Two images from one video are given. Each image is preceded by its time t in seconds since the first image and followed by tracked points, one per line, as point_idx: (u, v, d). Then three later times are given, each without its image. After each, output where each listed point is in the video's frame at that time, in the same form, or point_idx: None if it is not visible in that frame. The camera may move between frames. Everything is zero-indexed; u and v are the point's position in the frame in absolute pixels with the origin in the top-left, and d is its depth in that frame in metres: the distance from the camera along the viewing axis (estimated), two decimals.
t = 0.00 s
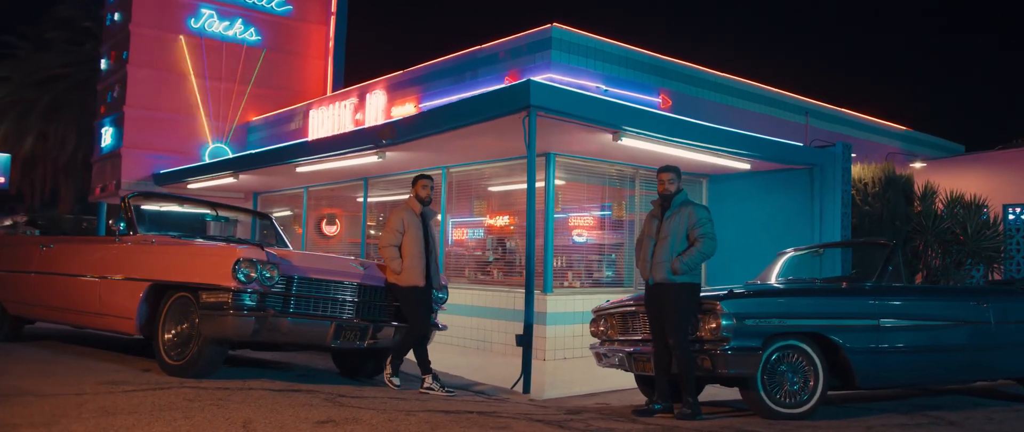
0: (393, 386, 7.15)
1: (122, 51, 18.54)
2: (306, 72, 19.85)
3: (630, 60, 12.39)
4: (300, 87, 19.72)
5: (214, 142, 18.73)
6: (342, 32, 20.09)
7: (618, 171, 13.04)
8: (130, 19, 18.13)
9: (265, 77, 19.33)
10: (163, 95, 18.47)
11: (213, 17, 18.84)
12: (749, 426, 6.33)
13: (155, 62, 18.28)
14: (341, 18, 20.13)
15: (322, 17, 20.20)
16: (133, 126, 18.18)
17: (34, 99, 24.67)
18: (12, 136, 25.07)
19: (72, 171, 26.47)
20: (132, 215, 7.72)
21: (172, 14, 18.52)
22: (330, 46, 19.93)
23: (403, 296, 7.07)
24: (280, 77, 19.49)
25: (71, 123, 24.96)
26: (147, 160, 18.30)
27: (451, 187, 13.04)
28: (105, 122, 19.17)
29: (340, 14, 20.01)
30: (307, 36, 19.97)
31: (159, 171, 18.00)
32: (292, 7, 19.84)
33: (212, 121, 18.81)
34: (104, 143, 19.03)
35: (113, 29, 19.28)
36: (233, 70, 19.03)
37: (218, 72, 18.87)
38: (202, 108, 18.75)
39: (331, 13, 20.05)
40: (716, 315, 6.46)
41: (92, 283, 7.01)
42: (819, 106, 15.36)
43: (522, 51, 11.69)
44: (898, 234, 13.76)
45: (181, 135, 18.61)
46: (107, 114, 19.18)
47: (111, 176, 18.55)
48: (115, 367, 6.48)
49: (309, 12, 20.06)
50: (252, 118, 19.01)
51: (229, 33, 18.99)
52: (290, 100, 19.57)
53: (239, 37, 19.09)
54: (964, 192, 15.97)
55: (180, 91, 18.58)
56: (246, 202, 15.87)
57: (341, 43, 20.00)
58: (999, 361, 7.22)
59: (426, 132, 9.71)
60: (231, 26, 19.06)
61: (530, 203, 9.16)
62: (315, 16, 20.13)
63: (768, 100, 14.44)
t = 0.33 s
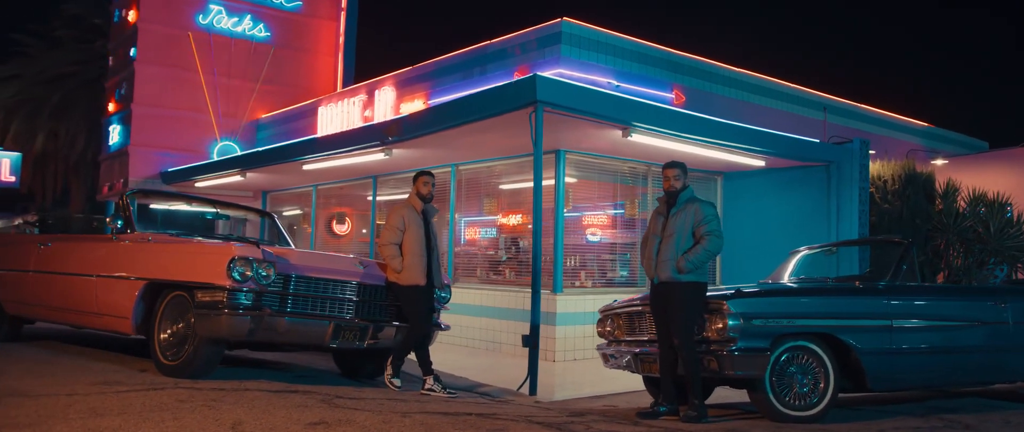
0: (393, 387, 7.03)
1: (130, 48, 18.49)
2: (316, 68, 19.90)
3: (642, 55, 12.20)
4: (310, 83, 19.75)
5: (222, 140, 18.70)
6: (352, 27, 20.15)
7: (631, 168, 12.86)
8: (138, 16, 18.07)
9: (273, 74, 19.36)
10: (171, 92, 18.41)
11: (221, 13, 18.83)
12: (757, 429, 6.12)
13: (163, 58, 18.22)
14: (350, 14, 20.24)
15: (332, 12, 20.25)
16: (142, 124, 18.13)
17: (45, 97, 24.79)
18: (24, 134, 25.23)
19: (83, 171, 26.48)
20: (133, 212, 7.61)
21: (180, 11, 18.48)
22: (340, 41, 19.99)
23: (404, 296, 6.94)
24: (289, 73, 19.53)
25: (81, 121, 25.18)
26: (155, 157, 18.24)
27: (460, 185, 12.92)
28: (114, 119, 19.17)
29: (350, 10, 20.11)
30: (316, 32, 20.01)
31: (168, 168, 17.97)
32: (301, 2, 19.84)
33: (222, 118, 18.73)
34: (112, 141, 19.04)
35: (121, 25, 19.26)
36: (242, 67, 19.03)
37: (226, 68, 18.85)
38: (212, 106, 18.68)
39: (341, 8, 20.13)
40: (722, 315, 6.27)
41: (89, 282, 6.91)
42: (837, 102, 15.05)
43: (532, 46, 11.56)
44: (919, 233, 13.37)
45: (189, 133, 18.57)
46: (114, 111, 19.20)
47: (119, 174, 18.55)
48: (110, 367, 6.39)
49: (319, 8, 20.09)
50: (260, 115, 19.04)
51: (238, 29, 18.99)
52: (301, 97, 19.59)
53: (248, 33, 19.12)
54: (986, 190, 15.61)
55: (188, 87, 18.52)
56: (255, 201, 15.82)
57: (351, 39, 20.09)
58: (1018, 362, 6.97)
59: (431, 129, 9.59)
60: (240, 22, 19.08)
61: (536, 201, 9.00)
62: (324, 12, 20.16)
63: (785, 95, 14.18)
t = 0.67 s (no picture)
0: (399, 388, 6.94)
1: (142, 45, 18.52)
2: (331, 66, 19.94)
3: (659, 50, 12.01)
4: (324, 81, 19.77)
5: (236, 138, 18.71)
6: (367, 24, 20.12)
7: (648, 166, 12.68)
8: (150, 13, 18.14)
9: (287, 71, 19.34)
10: (183, 90, 18.47)
11: (234, 11, 18.88)
12: None
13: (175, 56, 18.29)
14: (365, 11, 20.22)
15: (346, 9, 20.22)
16: (154, 122, 18.19)
17: (60, 96, 24.81)
18: (39, 133, 25.34)
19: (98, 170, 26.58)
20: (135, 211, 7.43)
21: (192, 8, 18.55)
22: (354, 38, 19.99)
23: (410, 296, 6.83)
24: (303, 71, 19.53)
25: (96, 121, 25.14)
26: (167, 156, 18.27)
27: (474, 184, 12.81)
28: (126, 118, 19.24)
29: (364, 7, 20.07)
30: (331, 29, 20.01)
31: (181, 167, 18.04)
32: None
33: (233, 116, 18.72)
34: (125, 140, 19.11)
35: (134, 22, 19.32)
36: (255, 63, 19.03)
37: (239, 66, 18.86)
38: (228, 104, 18.72)
39: (355, 5, 20.10)
40: (733, 316, 6.09)
41: (92, 281, 6.85)
42: (860, 98, 14.74)
43: (546, 42, 11.43)
44: (944, 232, 12.99)
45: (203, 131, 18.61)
46: (126, 110, 19.28)
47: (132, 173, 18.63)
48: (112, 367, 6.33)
49: (333, 5, 20.08)
50: (273, 113, 18.98)
51: (250, 26, 19.06)
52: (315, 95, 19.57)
53: (262, 30, 19.18)
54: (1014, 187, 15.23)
55: (201, 85, 18.56)
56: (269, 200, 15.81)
57: (365, 36, 20.07)
58: None
59: (441, 126, 9.50)
60: (252, 19, 19.15)
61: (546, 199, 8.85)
62: (338, 9, 20.15)
63: (807, 91, 13.90)
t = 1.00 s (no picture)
0: (407, 390, 6.84)
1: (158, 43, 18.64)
2: (347, 63, 19.95)
3: (677, 46, 11.83)
4: (342, 79, 19.81)
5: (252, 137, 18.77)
6: (384, 21, 20.11)
7: (669, 164, 12.50)
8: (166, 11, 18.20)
9: (304, 69, 19.39)
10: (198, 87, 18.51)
11: (250, 8, 18.91)
12: None
13: (191, 54, 18.36)
14: (381, 7, 20.20)
15: (363, 6, 20.28)
16: (170, 121, 18.28)
17: (79, 95, 25.18)
18: (59, 133, 25.85)
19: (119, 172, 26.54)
20: (142, 211, 7.42)
21: (208, 5, 18.60)
22: (371, 35, 19.99)
23: (418, 296, 6.71)
24: (320, 69, 19.56)
25: (115, 120, 25.00)
26: (182, 155, 18.35)
27: (490, 182, 12.72)
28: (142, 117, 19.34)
29: (381, 3, 20.06)
30: (349, 26, 20.05)
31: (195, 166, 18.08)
32: None
33: (250, 115, 18.82)
34: (141, 139, 19.21)
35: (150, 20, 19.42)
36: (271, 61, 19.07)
37: (255, 64, 18.93)
38: (245, 103, 18.83)
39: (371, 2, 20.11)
40: (747, 316, 5.91)
41: (98, 281, 6.84)
42: (885, 93, 14.43)
43: (562, 37, 11.30)
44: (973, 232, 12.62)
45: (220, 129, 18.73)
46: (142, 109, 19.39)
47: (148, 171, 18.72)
48: (116, 367, 6.30)
49: (350, 2, 20.13)
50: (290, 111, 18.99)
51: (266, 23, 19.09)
52: (332, 92, 19.59)
53: (278, 27, 19.21)
54: None
55: (217, 83, 18.62)
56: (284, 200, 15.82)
57: (382, 33, 20.05)
58: None
59: (453, 124, 9.40)
60: (269, 16, 19.17)
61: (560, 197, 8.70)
62: (355, 6, 20.18)
63: (830, 86, 13.62)
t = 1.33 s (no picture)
0: (415, 390, 6.75)
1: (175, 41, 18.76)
2: (365, 60, 19.99)
3: (697, 40, 11.64)
4: (360, 76, 19.85)
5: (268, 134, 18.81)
6: (402, 17, 20.11)
7: (689, 162, 12.31)
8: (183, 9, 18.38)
9: (322, 67, 19.46)
10: (214, 85, 18.60)
11: (267, 5, 18.97)
12: None
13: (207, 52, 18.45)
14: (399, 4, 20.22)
15: (381, 3, 20.32)
16: (186, 120, 18.37)
17: (99, 94, 25.48)
18: (78, 132, 25.89)
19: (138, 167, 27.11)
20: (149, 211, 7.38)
21: (224, 4, 18.70)
22: (389, 32, 20.01)
23: (427, 295, 6.61)
24: (338, 67, 19.60)
25: (134, 119, 25.46)
26: (199, 153, 18.44)
27: (507, 181, 12.63)
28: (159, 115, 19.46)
29: None
30: (367, 23, 20.10)
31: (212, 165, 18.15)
32: None
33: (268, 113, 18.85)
34: (158, 138, 19.33)
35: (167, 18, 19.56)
36: (288, 59, 19.14)
37: (272, 61, 18.98)
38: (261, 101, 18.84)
39: None
40: (760, 316, 5.74)
41: (105, 280, 6.84)
42: (911, 89, 14.12)
43: (578, 33, 11.18)
44: (1001, 230, 12.36)
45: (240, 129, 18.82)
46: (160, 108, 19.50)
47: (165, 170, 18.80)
48: (122, 366, 6.28)
49: None
50: (308, 109, 19.12)
51: (283, 20, 19.12)
52: (351, 90, 19.64)
53: (295, 24, 19.26)
54: None
55: (235, 81, 18.70)
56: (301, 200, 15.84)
57: (400, 29, 20.06)
58: None
59: (466, 121, 9.33)
60: (286, 13, 19.21)
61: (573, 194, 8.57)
62: (373, 3, 20.24)
63: (853, 81, 13.35)
